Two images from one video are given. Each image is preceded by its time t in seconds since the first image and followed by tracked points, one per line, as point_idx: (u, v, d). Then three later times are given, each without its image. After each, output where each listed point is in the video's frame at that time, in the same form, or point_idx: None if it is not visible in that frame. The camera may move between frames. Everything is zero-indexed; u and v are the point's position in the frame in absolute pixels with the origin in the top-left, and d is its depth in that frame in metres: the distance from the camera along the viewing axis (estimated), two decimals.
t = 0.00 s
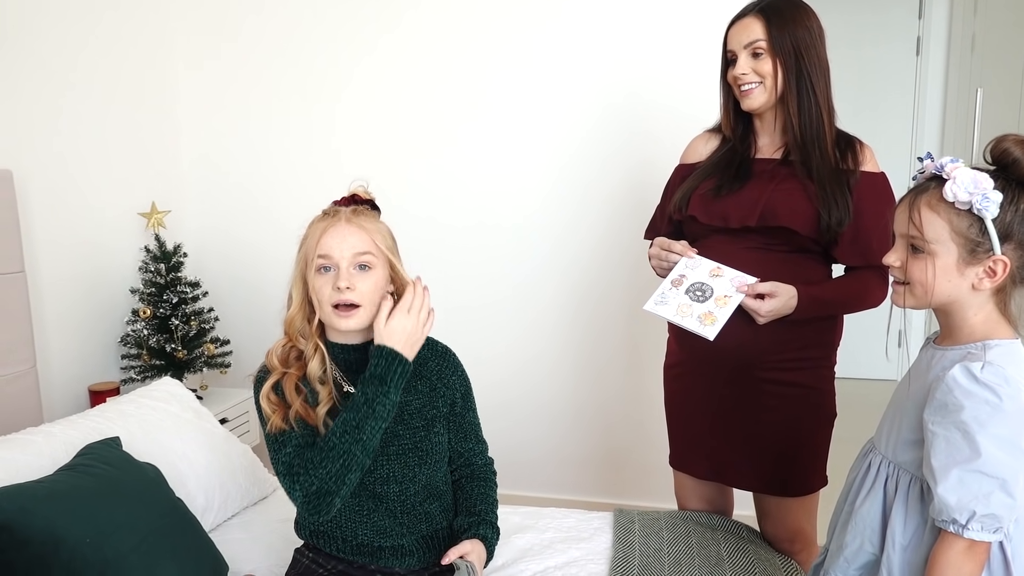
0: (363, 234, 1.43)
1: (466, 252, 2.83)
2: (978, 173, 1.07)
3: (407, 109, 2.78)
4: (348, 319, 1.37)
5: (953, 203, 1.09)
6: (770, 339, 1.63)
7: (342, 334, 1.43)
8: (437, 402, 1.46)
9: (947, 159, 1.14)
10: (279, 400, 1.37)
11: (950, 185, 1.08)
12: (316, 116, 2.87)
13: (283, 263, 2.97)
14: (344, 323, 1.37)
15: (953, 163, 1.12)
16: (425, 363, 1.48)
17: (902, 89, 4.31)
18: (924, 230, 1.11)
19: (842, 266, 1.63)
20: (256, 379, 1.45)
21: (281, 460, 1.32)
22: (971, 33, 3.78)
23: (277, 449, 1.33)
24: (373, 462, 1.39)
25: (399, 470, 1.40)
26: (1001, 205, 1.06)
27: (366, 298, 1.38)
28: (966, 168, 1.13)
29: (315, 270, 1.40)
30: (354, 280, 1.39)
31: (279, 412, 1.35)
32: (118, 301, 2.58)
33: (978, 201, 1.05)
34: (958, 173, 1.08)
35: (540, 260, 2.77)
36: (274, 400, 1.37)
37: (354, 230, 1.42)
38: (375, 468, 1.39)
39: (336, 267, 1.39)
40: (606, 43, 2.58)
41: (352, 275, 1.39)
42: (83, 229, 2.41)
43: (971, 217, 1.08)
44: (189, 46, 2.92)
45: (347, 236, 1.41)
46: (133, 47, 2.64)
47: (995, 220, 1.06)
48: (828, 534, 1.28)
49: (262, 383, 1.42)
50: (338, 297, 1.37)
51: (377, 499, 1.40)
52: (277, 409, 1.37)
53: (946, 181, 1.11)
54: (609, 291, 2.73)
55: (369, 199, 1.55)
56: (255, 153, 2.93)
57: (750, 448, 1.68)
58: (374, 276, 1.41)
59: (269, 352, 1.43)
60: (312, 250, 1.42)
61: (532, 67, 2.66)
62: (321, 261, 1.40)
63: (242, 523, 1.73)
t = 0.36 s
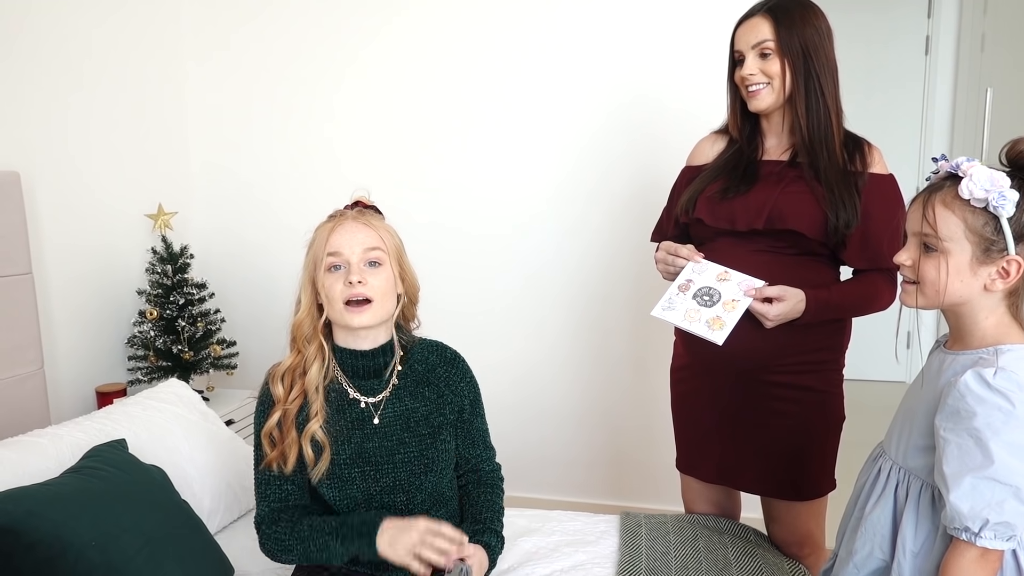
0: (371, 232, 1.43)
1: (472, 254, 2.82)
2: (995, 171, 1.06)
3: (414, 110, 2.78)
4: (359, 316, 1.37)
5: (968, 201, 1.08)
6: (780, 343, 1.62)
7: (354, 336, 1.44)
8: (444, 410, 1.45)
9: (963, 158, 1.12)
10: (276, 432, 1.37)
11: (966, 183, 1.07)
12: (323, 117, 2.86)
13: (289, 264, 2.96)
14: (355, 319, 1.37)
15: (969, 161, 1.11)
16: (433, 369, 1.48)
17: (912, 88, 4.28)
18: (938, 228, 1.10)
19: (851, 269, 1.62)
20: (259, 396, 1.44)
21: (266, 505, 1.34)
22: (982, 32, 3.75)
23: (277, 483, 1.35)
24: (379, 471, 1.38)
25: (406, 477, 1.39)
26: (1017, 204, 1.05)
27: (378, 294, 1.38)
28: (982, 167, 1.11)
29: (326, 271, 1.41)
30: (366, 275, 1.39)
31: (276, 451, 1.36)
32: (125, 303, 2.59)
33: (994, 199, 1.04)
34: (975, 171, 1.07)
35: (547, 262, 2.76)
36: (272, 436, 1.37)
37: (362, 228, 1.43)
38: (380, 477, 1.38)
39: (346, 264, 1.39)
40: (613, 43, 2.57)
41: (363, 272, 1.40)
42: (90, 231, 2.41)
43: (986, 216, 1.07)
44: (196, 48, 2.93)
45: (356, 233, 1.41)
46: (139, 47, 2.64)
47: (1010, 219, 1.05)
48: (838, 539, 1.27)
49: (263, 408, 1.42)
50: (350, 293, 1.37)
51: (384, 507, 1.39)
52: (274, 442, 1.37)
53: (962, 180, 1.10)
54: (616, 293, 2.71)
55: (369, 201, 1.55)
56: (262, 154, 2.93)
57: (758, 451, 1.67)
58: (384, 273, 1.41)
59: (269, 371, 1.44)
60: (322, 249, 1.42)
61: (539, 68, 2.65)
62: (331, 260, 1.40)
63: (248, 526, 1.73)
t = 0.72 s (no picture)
0: (375, 241, 1.44)
1: (478, 260, 2.82)
2: (1009, 177, 1.05)
3: (420, 116, 2.78)
4: (367, 325, 1.37)
5: (983, 207, 1.07)
6: (790, 349, 1.61)
7: (358, 345, 1.44)
8: (449, 417, 1.45)
9: (975, 164, 1.12)
10: (281, 444, 1.37)
11: (981, 189, 1.06)
12: (329, 123, 2.87)
13: (295, 270, 2.96)
14: (362, 329, 1.37)
15: (983, 167, 1.10)
16: (437, 377, 1.48)
17: (918, 93, 4.27)
18: (952, 234, 1.09)
19: (859, 276, 1.61)
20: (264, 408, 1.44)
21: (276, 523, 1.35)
22: (988, 37, 3.74)
23: (283, 497, 1.35)
24: (385, 481, 1.38)
25: (412, 487, 1.39)
26: None
27: (385, 303, 1.38)
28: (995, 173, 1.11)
29: (330, 281, 1.40)
30: (370, 286, 1.39)
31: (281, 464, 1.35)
32: (132, 309, 2.59)
33: (1009, 204, 1.04)
34: (989, 177, 1.06)
35: (553, 268, 2.76)
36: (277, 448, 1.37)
37: (365, 239, 1.43)
38: (387, 486, 1.38)
39: (352, 275, 1.39)
40: (619, 49, 2.57)
41: (368, 282, 1.40)
42: (97, 237, 2.42)
43: (1001, 221, 1.06)
44: (204, 55, 2.94)
45: (359, 245, 1.41)
46: (147, 53, 2.65)
47: None
48: (850, 548, 1.26)
49: (268, 420, 1.41)
50: (355, 304, 1.37)
51: (391, 518, 1.38)
52: (280, 454, 1.37)
53: (975, 185, 1.09)
54: (622, 299, 2.71)
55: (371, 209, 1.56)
56: (269, 160, 2.94)
57: (767, 458, 1.66)
58: (389, 282, 1.41)
59: (273, 383, 1.43)
60: (323, 262, 1.41)
61: (545, 74, 2.65)
62: (335, 272, 1.40)
63: (254, 533, 1.73)
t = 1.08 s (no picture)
0: (373, 248, 1.43)
1: (478, 265, 2.81)
2: (1015, 184, 1.04)
3: (422, 122, 2.78)
4: (366, 334, 1.36)
5: (989, 214, 1.07)
6: (792, 356, 1.61)
7: (359, 353, 1.43)
8: (450, 424, 1.44)
9: (981, 171, 1.11)
10: (281, 454, 1.36)
11: (987, 197, 1.06)
12: (329, 128, 2.87)
13: (294, 275, 2.96)
14: (362, 338, 1.36)
15: (988, 174, 1.10)
16: (438, 383, 1.47)
17: (917, 98, 4.28)
18: (958, 242, 1.09)
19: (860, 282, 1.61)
20: (263, 418, 1.43)
21: (274, 533, 1.35)
22: (986, 43, 3.76)
23: (283, 506, 1.35)
24: (386, 489, 1.37)
25: (413, 496, 1.38)
26: None
27: (384, 311, 1.38)
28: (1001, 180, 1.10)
29: (330, 288, 1.39)
30: (370, 293, 1.38)
31: (281, 473, 1.35)
32: (130, 314, 2.58)
33: (1015, 212, 1.03)
34: (995, 184, 1.06)
35: (554, 273, 2.75)
36: (277, 459, 1.36)
37: (364, 245, 1.42)
38: (388, 495, 1.37)
39: (351, 283, 1.39)
40: (620, 54, 2.57)
41: (368, 290, 1.39)
42: (96, 242, 2.41)
43: (1007, 229, 1.05)
44: (203, 60, 2.94)
45: (358, 252, 1.40)
46: (147, 59, 2.65)
47: None
48: (854, 555, 1.25)
49: (267, 430, 1.40)
50: (355, 312, 1.36)
51: (392, 528, 1.37)
52: (280, 464, 1.36)
53: (981, 193, 1.09)
54: (622, 304, 2.70)
55: (369, 214, 1.55)
56: (268, 165, 2.93)
57: (769, 464, 1.65)
58: (389, 289, 1.41)
59: (272, 392, 1.42)
60: (324, 269, 1.41)
61: (545, 80, 2.65)
62: (334, 279, 1.39)
63: (253, 540, 1.72)
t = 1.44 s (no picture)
0: (372, 253, 1.42)
1: (476, 269, 2.81)
2: (1012, 189, 1.04)
3: (419, 127, 2.78)
4: (365, 340, 1.36)
5: (986, 219, 1.07)
6: (791, 361, 1.60)
7: (359, 359, 1.43)
8: (450, 430, 1.43)
9: (978, 176, 1.11)
10: (280, 461, 1.36)
11: (984, 201, 1.05)
12: (326, 133, 2.86)
13: (292, 280, 2.95)
14: (361, 344, 1.35)
15: (985, 179, 1.10)
16: (438, 389, 1.46)
17: (915, 102, 4.29)
18: (955, 246, 1.09)
19: (858, 286, 1.61)
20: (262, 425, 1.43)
21: (274, 540, 1.34)
22: (983, 46, 3.76)
23: (282, 513, 1.35)
24: (386, 496, 1.37)
25: (413, 502, 1.38)
26: None
27: (383, 317, 1.37)
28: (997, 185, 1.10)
29: (328, 295, 1.39)
30: (369, 299, 1.38)
31: (280, 480, 1.34)
32: (127, 319, 2.57)
33: (1012, 217, 1.03)
34: (992, 189, 1.06)
35: (552, 277, 2.74)
36: (276, 466, 1.36)
37: (363, 251, 1.42)
38: (388, 502, 1.37)
39: (350, 289, 1.38)
40: (618, 58, 2.57)
41: (366, 296, 1.38)
42: (91, 247, 2.40)
43: (1004, 234, 1.05)
44: (200, 64, 2.93)
45: (357, 257, 1.40)
46: (143, 63, 2.65)
47: None
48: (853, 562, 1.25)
49: (266, 436, 1.40)
50: (354, 319, 1.35)
51: (391, 535, 1.37)
52: (279, 471, 1.36)
53: (978, 198, 1.09)
54: (621, 309, 2.70)
55: (367, 218, 1.54)
56: (266, 170, 2.93)
57: (768, 469, 1.65)
58: (388, 295, 1.40)
59: (271, 398, 1.42)
60: (322, 274, 1.40)
61: (543, 84, 2.65)
62: (333, 285, 1.39)
63: (250, 546, 1.71)
